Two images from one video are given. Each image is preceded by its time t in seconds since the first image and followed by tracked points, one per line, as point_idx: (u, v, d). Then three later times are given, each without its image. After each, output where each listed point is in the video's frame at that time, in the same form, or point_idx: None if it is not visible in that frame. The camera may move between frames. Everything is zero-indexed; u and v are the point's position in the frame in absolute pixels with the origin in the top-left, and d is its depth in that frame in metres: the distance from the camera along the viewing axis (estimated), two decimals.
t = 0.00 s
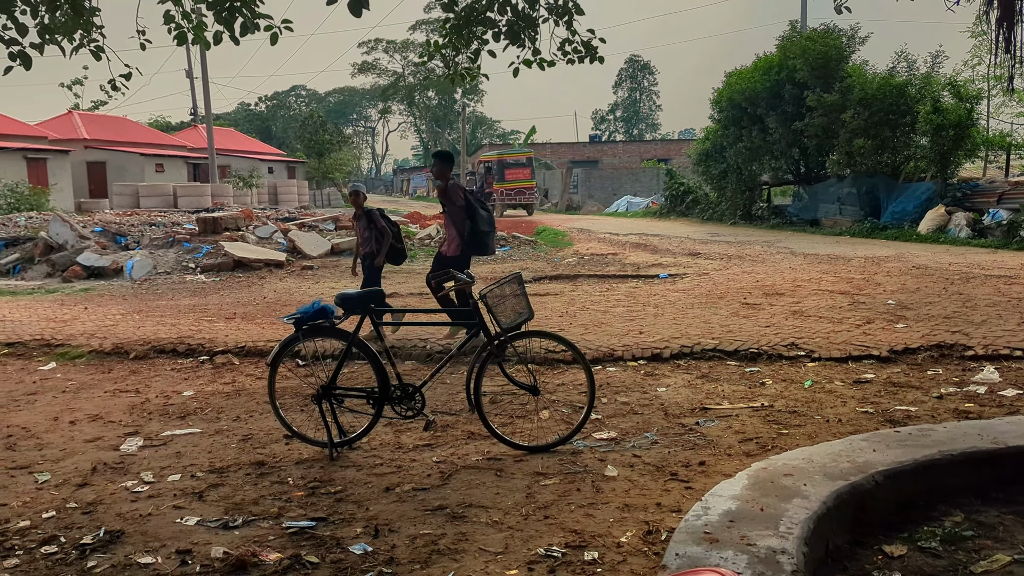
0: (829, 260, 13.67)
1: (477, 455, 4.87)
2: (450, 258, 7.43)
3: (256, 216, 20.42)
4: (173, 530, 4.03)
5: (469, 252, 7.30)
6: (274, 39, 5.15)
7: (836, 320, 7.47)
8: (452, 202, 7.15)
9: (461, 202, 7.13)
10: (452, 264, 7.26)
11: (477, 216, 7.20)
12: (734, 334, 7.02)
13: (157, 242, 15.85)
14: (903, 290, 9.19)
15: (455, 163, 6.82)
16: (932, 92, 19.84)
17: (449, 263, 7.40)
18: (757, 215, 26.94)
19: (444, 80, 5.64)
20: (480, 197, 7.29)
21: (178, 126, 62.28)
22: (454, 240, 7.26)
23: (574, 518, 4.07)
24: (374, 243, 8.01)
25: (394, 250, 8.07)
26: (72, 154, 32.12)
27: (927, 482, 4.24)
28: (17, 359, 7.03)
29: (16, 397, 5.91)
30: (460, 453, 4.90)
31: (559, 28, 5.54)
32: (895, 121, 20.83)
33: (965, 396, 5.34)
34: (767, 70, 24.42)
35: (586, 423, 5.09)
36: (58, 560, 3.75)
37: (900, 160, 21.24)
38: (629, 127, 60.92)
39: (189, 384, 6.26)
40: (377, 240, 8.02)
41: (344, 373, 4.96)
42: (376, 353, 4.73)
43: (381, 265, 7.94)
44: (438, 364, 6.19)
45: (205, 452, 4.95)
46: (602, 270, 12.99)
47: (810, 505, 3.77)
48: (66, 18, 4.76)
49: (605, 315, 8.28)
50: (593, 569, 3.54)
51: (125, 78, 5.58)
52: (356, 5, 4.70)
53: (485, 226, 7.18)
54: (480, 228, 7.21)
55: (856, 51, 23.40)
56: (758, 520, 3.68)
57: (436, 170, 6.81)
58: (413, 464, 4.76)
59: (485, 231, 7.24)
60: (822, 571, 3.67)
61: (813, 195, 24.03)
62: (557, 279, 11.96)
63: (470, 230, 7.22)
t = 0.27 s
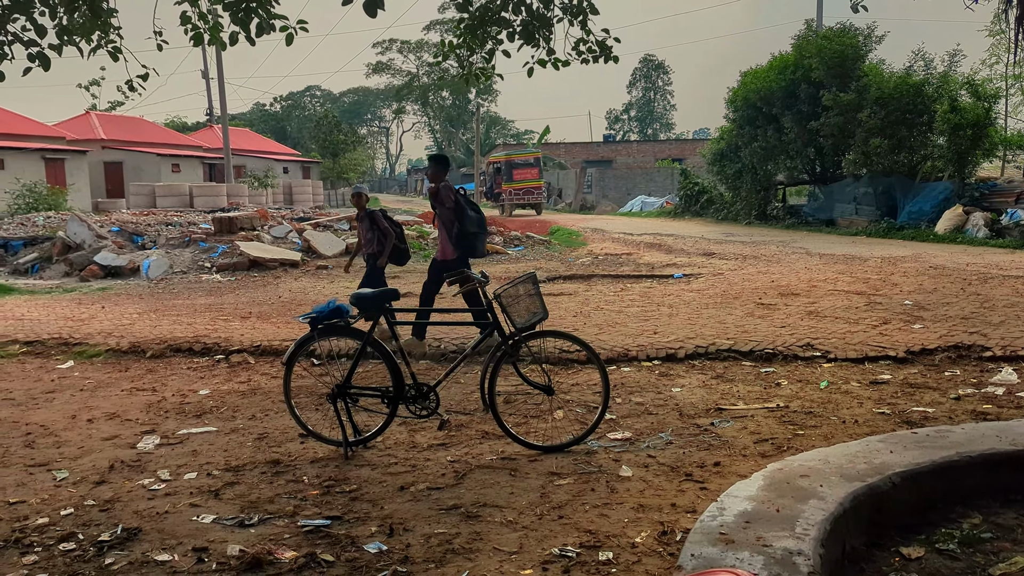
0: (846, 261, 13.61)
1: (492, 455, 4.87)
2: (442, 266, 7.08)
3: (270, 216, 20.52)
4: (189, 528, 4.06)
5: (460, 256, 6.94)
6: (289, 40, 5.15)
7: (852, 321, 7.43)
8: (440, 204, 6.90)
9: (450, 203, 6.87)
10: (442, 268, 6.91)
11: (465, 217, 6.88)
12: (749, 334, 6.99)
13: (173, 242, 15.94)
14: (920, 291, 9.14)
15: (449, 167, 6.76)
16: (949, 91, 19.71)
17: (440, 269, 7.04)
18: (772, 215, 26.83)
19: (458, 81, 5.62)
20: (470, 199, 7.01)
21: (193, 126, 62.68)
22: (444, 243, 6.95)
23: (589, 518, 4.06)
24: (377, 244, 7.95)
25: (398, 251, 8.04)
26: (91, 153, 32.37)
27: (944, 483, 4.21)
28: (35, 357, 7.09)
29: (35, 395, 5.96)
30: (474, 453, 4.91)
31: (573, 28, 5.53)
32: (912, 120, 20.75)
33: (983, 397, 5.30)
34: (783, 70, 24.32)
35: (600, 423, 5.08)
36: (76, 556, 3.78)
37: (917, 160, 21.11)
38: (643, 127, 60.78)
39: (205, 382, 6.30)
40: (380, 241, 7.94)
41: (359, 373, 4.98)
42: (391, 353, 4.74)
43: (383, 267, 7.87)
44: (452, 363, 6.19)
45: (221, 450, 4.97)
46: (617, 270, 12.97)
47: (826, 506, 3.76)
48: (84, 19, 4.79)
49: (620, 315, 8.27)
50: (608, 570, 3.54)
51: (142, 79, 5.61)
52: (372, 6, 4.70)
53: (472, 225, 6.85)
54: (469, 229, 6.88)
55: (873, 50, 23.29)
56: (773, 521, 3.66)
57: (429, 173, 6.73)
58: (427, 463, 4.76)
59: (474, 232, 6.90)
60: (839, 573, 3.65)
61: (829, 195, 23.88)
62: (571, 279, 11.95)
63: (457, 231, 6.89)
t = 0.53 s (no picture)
0: (864, 261, 13.53)
1: (507, 455, 4.87)
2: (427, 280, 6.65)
3: (285, 216, 20.63)
4: (206, 526, 4.08)
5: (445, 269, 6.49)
6: (304, 41, 5.16)
7: (869, 322, 7.38)
8: (429, 212, 6.53)
9: (440, 212, 6.49)
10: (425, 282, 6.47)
11: (453, 227, 6.47)
12: (765, 335, 6.96)
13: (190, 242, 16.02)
14: (939, 291, 9.07)
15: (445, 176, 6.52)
16: (968, 90, 19.57)
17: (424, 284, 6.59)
18: (788, 215, 26.72)
19: (473, 81, 5.62)
20: (461, 210, 6.61)
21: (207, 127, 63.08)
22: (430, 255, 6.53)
23: (603, 518, 4.06)
24: (378, 249, 7.55)
25: (399, 255, 7.63)
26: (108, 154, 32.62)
27: (963, 485, 4.17)
28: (54, 356, 7.16)
29: (54, 394, 6.02)
30: (489, 453, 4.91)
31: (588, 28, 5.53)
32: (929, 120, 20.63)
33: (1003, 399, 5.25)
34: (799, 69, 24.20)
35: (615, 424, 5.07)
36: (94, 554, 3.81)
37: (935, 159, 20.97)
38: (658, 127, 60.63)
39: (221, 382, 6.34)
40: (381, 246, 7.55)
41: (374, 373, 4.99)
42: (406, 353, 4.74)
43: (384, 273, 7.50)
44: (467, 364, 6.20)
45: (237, 449, 5.00)
46: (631, 271, 12.95)
47: (844, 508, 3.73)
48: (103, 21, 4.82)
49: (635, 316, 8.25)
50: (623, 571, 3.53)
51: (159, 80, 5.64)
52: (387, 7, 4.71)
53: (459, 235, 6.42)
54: (455, 240, 6.46)
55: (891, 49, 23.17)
56: (790, 523, 3.65)
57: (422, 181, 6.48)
58: (442, 463, 4.77)
59: (461, 243, 6.47)
60: None
61: (846, 195, 23.75)
62: (586, 279, 11.95)
63: (444, 242, 6.48)
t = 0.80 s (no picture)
0: (882, 261, 13.44)
1: (523, 455, 4.87)
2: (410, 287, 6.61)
3: (303, 216, 20.73)
4: (224, 524, 4.11)
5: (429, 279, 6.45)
6: (322, 42, 5.17)
7: (888, 323, 7.32)
8: (423, 218, 6.48)
9: (435, 220, 6.44)
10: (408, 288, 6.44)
11: (444, 239, 6.43)
12: (783, 336, 6.93)
13: (208, 242, 16.12)
14: (960, 292, 8.99)
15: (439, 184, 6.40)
16: (989, 89, 19.39)
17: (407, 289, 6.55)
18: (806, 215, 26.58)
19: (489, 81, 5.60)
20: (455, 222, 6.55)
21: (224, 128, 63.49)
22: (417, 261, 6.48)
23: (621, 519, 4.05)
24: (378, 252, 7.46)
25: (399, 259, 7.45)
26: (127, 155, 32.84)
27: (984, 488, 4.13)
28: (74, 355, 7.22)
29: (74, 392, 6.07)
30: (505, 453, 4.91)
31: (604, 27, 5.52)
32: (950, 119, 20.44)
33: None
34: (817, 69, 24.03)
35: (632, 424, 5.05)
36: (114, 551, 3.84)
37: (956, 159, 20.77)
38: (675, 126, 60.43)
39: (239, 380, 6.38)
40: (380, 249, 7.46)
41: (391, 372, 4.99)
42: (422, 353, 4.75)
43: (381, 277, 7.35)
44: (483, 363, 6.20)
45: (255, 448, 5.02)
46: (648, 271, 12.91)
47: (864, 511, 3.70)
48: (123, 23, 4.85)
49: (651, 316, 8.23)
50: (640, 572, 3.52)
51: (178, 81, 5.67)
52: (404, 7, 4.72)
53: (449, 249, 6.38)
54: (445, 252, 6.41)
55: (911, 48, 22.98)
56: (810, 525, 3.62)
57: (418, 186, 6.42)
58: (458, 463, 4.77)
59: (449, 256, 6.43)
60: None
61: (865, 195, 23.58)
62: (603, 279, 11.93)
63: (432, 252, 6.42)
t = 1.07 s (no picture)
0: (903, 262, 13.34)
1: (540, 456, 4.87)
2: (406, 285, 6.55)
3: (320, 216, 20.83)
4: (243, 522, 4.13)
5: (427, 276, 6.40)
6: (340, 42, 5.18)
7: (909, 324, 7.27)
8: (421, 216, 6.37)
9: (433, 218, 6.35)
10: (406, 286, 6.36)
11: (443, 236, 6.37)
12: (802, 337, 6.89)
13: (228, 242, 16.23)
14: (982, 293, 8.91)
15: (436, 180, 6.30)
16: (1012, 88, 19.19)
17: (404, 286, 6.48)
18: (825, 215, 26.46)
19: (506, 81, 5.59)
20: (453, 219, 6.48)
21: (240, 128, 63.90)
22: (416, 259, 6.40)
23: (638, 520, 4.04)
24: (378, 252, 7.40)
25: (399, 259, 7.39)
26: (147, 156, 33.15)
27: (1007, 492, 4.09)
28: (95, 354, 7.29)
29: (95, 391, 6.13)
30: (522, 453, 4.91)
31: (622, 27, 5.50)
32: (972, 118, 20.25)
33: None
34: (837, 68, 23.89)
35: (649, 425, 5.04)
36: (135, 549, 3.87)
37: (977, 159, 20.56)
38: (692, 126, 60.21)
39: (258, 380, 6.42)
40: (380, 249, 7.42)
41: (408, 372, 5.00)
42: (439, 353, 4.76)
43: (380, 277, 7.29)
44: (500, 364, 6.21)
45: (274, 447, 5.05)
46: (665, 271, 12.88)
47: (884, 513, 3.67)
48: (144, 24, 4.89)
49: (669, 316, 8.20)
50: (658, 573, 3.51)
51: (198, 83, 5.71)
52: (423, 7, 4.73)
53: (449, 247, 6.34)
54: (444, 250, 6.36)
55: (931, 46, 22.80)
56: (830, 527, 3.60)
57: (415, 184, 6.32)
58: (475, 463, 4.77)
59: (449, 254, 6.39)
60: None
61: (885, 195, 23.48)
62: (620, 279, 11.91)
63: (432, 250, 6.36)
